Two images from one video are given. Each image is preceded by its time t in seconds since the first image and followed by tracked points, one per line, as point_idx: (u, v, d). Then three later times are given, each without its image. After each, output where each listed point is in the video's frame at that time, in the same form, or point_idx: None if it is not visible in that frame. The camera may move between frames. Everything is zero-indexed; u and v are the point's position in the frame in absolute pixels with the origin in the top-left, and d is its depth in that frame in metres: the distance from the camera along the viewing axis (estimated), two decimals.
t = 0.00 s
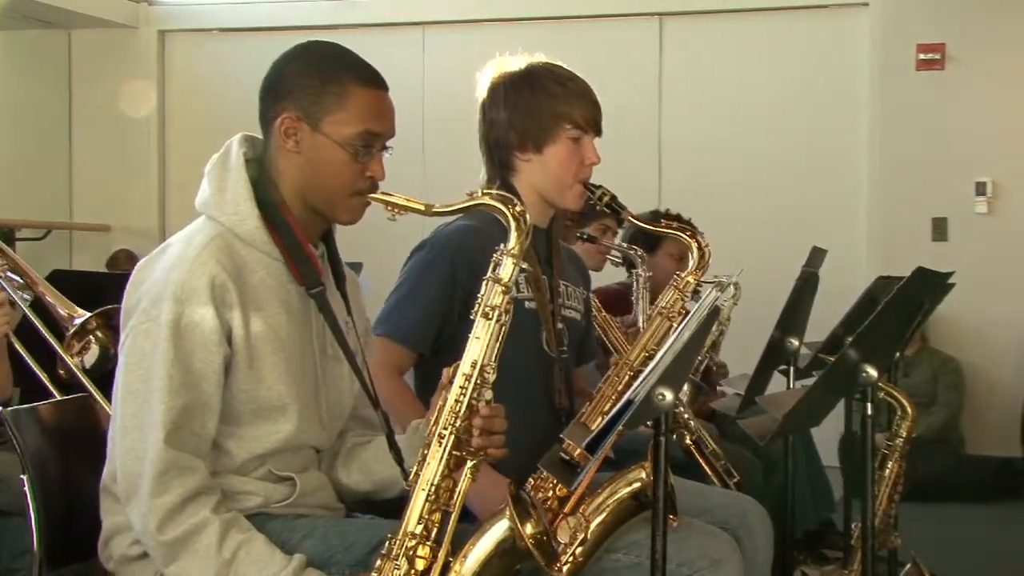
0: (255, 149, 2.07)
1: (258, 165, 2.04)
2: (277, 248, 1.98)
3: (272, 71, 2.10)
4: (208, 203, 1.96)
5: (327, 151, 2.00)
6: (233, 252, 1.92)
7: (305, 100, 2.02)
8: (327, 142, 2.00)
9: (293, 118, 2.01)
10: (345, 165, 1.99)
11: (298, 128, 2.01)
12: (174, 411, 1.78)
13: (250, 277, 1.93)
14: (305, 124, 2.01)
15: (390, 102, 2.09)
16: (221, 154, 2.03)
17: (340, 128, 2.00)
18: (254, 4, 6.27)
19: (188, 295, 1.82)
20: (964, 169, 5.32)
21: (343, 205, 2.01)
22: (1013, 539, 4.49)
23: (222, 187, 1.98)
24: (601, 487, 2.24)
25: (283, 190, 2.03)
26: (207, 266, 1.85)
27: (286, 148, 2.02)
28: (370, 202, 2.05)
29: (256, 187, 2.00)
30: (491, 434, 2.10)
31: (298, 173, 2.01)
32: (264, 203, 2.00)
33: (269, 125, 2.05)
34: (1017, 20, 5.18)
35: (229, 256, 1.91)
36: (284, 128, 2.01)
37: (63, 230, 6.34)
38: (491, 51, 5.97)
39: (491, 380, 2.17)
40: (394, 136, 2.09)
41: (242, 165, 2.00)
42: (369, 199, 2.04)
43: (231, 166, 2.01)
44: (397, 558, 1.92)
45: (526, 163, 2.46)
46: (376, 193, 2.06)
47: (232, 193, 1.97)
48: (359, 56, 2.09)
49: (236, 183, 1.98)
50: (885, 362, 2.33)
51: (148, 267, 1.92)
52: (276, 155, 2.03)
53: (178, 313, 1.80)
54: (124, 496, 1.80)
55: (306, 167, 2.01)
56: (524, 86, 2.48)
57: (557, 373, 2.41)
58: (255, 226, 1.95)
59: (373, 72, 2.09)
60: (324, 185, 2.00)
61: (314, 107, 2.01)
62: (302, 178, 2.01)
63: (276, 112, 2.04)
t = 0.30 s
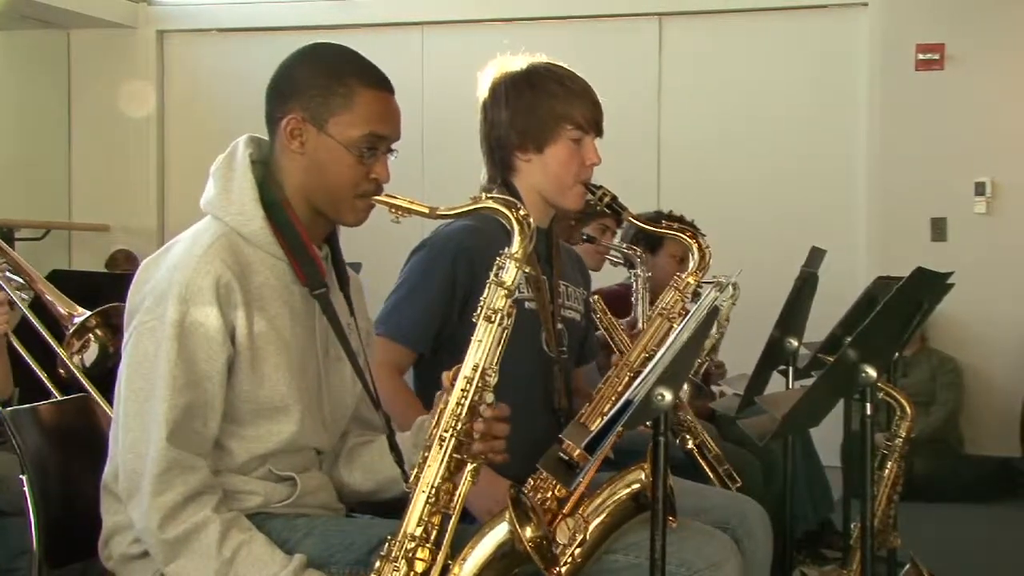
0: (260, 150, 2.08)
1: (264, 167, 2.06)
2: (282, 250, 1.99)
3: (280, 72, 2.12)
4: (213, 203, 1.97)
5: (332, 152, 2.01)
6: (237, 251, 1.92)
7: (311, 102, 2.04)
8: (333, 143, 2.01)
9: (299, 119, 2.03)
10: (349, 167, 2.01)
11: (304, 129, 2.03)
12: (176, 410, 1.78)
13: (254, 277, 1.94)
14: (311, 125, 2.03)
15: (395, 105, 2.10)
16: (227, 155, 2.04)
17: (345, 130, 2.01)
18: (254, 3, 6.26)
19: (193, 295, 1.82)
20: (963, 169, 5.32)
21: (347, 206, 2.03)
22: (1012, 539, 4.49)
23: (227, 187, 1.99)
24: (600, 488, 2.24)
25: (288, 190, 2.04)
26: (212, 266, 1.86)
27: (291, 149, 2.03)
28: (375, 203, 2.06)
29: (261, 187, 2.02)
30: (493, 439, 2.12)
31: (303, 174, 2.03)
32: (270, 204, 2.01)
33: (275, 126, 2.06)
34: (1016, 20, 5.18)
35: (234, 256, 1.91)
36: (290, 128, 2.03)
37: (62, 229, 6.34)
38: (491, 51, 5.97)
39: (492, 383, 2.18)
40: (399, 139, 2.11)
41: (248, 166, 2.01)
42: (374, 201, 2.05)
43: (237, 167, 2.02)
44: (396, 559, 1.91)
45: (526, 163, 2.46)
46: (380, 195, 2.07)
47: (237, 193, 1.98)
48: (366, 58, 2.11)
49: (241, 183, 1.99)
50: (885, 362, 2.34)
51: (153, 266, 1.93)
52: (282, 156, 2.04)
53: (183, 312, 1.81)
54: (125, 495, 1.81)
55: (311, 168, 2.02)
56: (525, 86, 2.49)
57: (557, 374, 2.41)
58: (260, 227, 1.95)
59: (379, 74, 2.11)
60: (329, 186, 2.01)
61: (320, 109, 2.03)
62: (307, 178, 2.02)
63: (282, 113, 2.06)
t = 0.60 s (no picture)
0: (260, 149, 2.08)
1: (264, 167, 2.06)
2: (281, 250, 1.99)
3: (280, 72, 2.12)
4: (213, 203, 1.97)
5: (332, 153, 2.01)
6: (237, 251, 1.93)
7: (311, 102, 2.04)
8: (332, 144, 2.01)
9: (299, 120, 2.03)
10: (349, 168, 2.01)
11: (304, 129, 2.03)
12: (175, 410, 1.79)
13: (253, 278, 1.94)
14: (310, 125, 2.03)
15: (395, 106, 2.11)
16: (226, 155, 2.04)
17: (345, 130, 2.01)
18: (254, 3, 6.26)
19: (192, 295, 1.82)
20: (963, 169, 5.31)
21: (347, 207, 2.03)
22: (1013, 539, 4.49)
23: (227, 188, 1.99)
24: (600, 489, 2.23)
25: (288, 190, 2.04)
26: (212, 266, 1.86)
27: (291, 149, 2.04)
28: (374, 203, 2.06)
29: (261, 188, 2.02)
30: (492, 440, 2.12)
31: (303, 174, 2.03)
32: (270, 204, 2.01)
33: (275, 126, 2.06)
34: (1016, 20, 5.18)
35: (233, 256, 1.92)
36: (290, 129, 2.03)
37: (62, 229, 6.33)
38: (491, 52, 5.97)
39: (491, 383, 2.18)
40: (399, 139, 2.11)
41: (248, 166, 2.01)
42: (373, 201, 2.05)
43: (237, 167, 2.02)
44: (395, 559, 1.91)
45: (526, 163, 2.46)
46: (380, 196, 2.07)
47: (237, 194, 1.98)
48: (366, 58, 2.12)
49: (241, 183, 1.99)
50: (885, 362, 2.33)
51: (152, 267, 1.93)
52: (282, 156, 2.05)
53: (182, 313, 1.81)
54: (125, 495, 1.81)
55: (311, 168, 2.02)
56: (524, 85, 2.48)
57: (557, 374, 2.41)
58: (260, 227, 1.96)
59: (379, 75, 2.11)
60: (329, 186, 2.02)
61: (319, 109, 2.03)
62: (307, 179, 2.03)
63: (282, 114, 2.06)
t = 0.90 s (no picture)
0: (259, 149, 2.08)
1: (262, 166, 2.06)
2: (280, 250, 1.99)
3: (278, 71, 2.12)
4: (211, 203, 1.97)
5: (331, 153, 2.01)
6: (235, 251, 1.93)
7: (310, 102, 2.04)
8: (330, 144, 2.02)
9: (297, 119, 2.03)
10: (347, 168, 2.01)
11: (301, 129, 2.03)
12: (174, 410, 1.79)
13: (252, 278, 1.94)
14: (308, 125, 2.03)
15: (393, 106, 2.11)
16: (224, 155, 2.04)
17: (344, 130, 2.01)
18: (255, 4, 6.26)
19: (191, 295, 1.83)
20: (963, 169, 5.31)
21: (345, 206, 2.03)
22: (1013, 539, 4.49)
23: (225, 188, 1.99)
24: (600, 488, 2.23)
25: (287, 190, 2.05)
26: (210, 266, 1.86)
27: (289, 149, 2.04)
28: (373, 203, 2.06)
29: (259, 188, 2.02)
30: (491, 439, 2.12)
31: (301, 174, 2.03)
32: (268, 204, 2.01)
33: (273, 126, 2.06)
34: (1016, 20, 5.18)
35: (231, 256, 1.92)
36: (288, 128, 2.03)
37: (62, 229, 6.33)
38: (491, 52, 5.97)
39: (490, 382, 2.18)
40: (397, 139, 2.11)
41: (247, 167, 2.01)
42: (372, 201, 2.05)
43: (236, 167, 2.02)
44: (394, 559, 1.91)
45: (524, 163, 2.46)
46: (378, 195, 2.08)
47: (236, 194, 1.98)
48: (365, 58, 2.12)
49: (239, 183, 1.99)
50: (885, 362, 2.33)
51: (151, 266, 1.93)
52: (280, 156, 2.05)
53: (181, 312, 1.81)
54: (125, 495, 1.81)
55: (309, 168, 2.02)
56: (523, 85, 2.48)
57: (556, 373, 2.40)
58: (258, 227, 1.96)
59: (378, 75, 2.11)
60: (327, 186, 2.02)
61: (318, 109, 2.03)
62: (305, 178, 2.03)
63: (281, 113, 2.06)
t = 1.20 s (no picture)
0: (258, 149, 2.08)
1: (262, 166, 2.06)
2: (280, 250, 1.99)
3: (277, 72, 2.12)
4: (210, 203, 1.98)
5: (330, 153, 2.02)
6: (235, 251, 1.93)
7: (309, 101, 2.04)
8: (330, 144, 2.02)
9: (296, 119, 2.03)
10: (346, 168, 2.01)
11: (300, 129, 2.03)
12: (175, 410, 1.79)
13: (252, 278, 1.95)
14: (307, 125, 2.03)
15: (393, 106, 2.11)
16: (224, 154, 2.04)
17: (343, 130, 2.02)
18: (254, 4, 6.26)
19: (191, 295, 1.83)
20: (964, 169, 5.31)
21: (345, 206, 2.03)
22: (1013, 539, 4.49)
23: (225, 188, 1.99)
24: (601, 488, 2.24)
25: (286, 190, 2.05)
26: (211, 266, 1.86)
27: (288, 149, 2.04)
28: (372, 203, 2.06)
29: (259, 188, 2.02)
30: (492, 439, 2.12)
31: (300, 174, 2.03)
32: (267, 203, 2.02)
33: (272, 126, 2.07)
34: (1018, 19, 5.17)
35: (231, 256, 1.92)
36: (287, 128, 2.03)
37: (64, 229, 6.33)
38: (492, 51, 5.97)
39: (490, 381, 2.18)
40: (396, 139, 2.11)
41: (247, 166, 2.02)
42: (371, 200, 2.05)
43: (235, 167, 2.02)
44: (395, 559, 1.91)
45: (524, 163, 2.46)
46: (378, 195, 2.08)
47: (235, 194, 1.98)
48: (365, 58, 2.12)
49: (239, 183, 1.99)
50: (886, 362, 2.32)
51: (152, 266, 1.93)
52: (279, 156, 2.05)
53: (182, 312, 1.82)
54: (126, 496, 1.82)
55: (308, 168, 2.03)
56: (522, 85, 2.49)
57: (556, 373, 2.40)
58: (257, 227, 1.96)
59: (377, 75, 2.11)
60: (326, 186, 2.02)
61: (317, 109, 2.03)
62: (304, 178, 2.03)
63: (280, 113, 2.06)
